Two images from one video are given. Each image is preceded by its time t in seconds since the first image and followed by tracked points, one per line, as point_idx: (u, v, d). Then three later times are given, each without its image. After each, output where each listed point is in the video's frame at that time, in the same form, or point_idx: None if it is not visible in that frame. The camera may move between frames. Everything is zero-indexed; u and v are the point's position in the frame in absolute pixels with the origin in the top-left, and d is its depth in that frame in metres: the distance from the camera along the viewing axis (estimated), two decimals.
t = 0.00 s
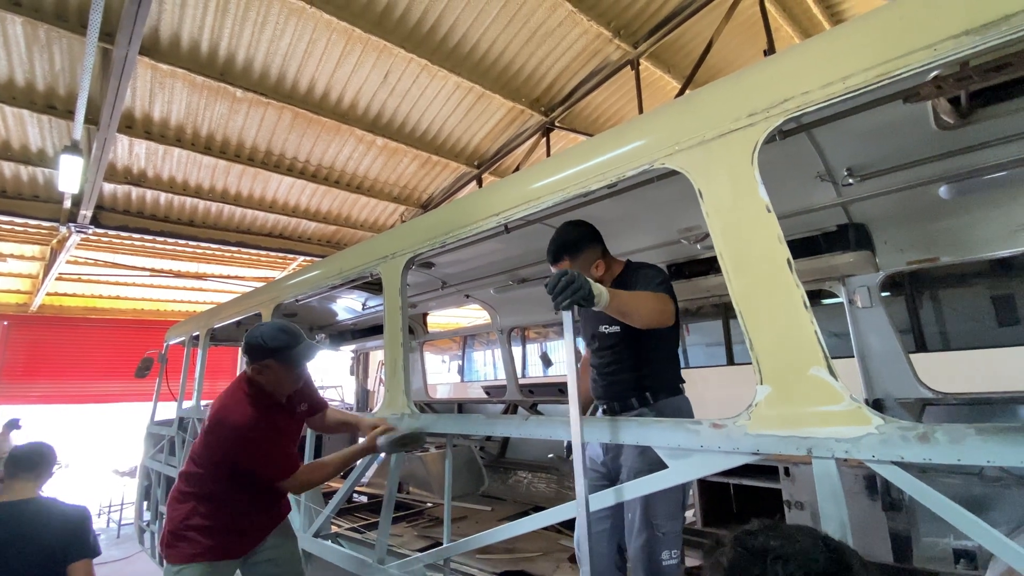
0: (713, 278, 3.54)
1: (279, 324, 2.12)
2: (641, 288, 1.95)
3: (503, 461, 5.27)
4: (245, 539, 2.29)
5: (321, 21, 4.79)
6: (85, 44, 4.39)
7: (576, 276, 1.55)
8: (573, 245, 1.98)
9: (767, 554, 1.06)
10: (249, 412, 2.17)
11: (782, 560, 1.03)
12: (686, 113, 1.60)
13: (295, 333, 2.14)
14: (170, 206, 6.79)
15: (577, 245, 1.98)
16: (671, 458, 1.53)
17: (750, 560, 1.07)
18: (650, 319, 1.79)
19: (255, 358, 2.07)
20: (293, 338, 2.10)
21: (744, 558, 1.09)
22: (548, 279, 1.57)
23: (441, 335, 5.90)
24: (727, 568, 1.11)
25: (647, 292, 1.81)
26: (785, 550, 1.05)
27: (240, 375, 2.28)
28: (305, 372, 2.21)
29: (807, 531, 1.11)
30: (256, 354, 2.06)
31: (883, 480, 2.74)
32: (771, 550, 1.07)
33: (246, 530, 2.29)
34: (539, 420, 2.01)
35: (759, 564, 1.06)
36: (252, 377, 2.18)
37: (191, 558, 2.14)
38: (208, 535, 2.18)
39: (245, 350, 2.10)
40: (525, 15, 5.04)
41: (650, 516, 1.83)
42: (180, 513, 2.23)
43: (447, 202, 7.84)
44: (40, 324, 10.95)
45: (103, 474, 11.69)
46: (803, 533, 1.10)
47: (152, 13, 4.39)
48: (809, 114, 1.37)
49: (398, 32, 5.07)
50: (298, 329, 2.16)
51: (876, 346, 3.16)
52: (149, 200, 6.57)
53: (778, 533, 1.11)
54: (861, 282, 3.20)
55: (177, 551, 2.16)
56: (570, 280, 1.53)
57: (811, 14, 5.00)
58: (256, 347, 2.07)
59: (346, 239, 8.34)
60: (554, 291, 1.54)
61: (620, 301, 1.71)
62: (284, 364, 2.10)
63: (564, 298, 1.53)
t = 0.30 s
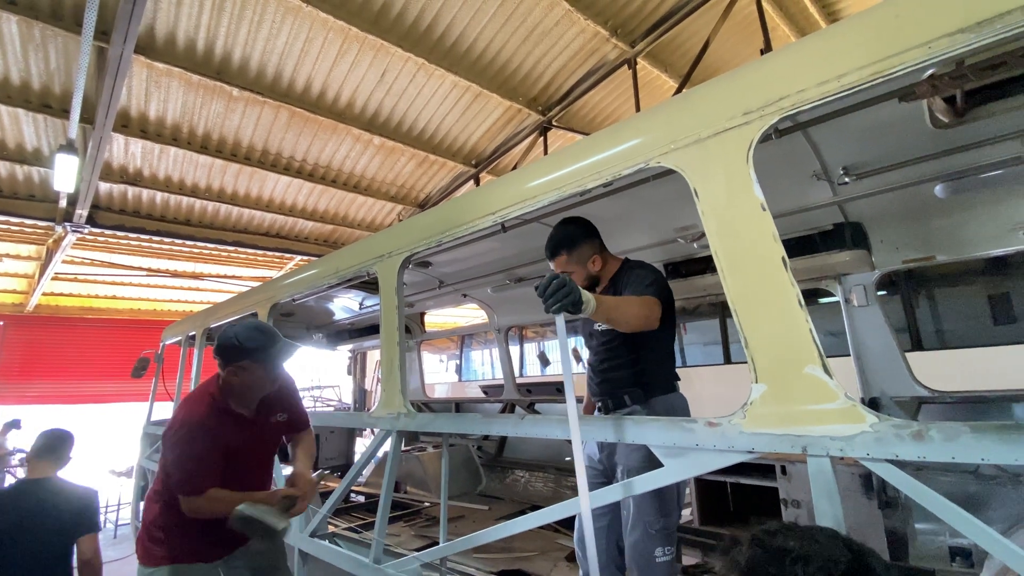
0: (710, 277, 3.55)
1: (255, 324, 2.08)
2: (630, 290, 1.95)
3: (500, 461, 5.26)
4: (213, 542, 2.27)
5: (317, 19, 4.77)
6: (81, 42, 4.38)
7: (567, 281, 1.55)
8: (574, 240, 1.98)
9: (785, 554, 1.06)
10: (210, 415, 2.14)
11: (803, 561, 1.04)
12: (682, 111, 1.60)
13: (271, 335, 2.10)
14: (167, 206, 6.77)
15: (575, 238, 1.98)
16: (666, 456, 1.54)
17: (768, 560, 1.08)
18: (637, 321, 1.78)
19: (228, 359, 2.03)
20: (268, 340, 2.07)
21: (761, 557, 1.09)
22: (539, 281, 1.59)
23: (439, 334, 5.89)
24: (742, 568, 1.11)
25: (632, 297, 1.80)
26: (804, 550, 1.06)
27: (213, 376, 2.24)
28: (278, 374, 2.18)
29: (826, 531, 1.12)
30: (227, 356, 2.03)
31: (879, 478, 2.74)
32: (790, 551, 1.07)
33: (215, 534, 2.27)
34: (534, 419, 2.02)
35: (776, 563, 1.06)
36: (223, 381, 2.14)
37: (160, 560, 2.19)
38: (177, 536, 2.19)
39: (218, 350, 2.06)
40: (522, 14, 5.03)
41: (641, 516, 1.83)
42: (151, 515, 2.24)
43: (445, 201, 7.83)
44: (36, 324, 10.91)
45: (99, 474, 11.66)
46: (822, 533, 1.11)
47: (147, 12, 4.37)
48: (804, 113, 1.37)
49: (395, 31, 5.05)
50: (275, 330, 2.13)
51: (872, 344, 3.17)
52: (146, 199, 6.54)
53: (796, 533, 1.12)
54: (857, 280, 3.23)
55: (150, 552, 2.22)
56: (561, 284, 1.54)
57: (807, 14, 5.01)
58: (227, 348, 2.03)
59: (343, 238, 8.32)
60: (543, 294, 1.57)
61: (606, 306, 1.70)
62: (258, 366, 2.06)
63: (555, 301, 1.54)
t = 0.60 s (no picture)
0: (709, 275, 3.54)
1: (245, 323, 2.06)
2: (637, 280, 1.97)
3: (499, 458, 5.26)
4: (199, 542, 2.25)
5: (316, 16, 4.75)
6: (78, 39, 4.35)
7: (598, 270, 1.53)
8: (573, 234, 1.97)
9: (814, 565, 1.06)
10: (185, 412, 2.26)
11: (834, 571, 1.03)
12: (682, 107, 1.59)
13: (260, 334, 2.08)
14: (165, 203, 6.75)
15: (577, 231, 1.97)
16: (664, 453, 1.54)
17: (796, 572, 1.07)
18: (655, 311, 1.81)
19: (216, 358, 2.01)
20: (255, 339, 2.04)
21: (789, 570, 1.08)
22: (569, 268, 1.56)
23: (438, 332, 5.89)
24: None
25: (648, 285, 1.82)
26: (831, 559, 1.06)
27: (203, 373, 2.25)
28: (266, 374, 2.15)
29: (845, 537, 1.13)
30: (218, 354, 2.00)
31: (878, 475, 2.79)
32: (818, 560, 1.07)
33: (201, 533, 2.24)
34: (532, 416, 2.02)
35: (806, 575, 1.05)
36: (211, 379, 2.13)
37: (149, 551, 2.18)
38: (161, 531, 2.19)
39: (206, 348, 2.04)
40: (521, 10, 5.01)
41: (641, 512, 1.82)
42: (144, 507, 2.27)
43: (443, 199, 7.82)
44: (35, 321, 10.89)
45: (98, 472, 11.66)
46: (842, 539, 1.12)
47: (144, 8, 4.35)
48: (804, 108, 1.36)
49: (393, 28, 5.04)
50: (264, 329, 2.10)
51: (871, 342, 3.11)
52: (144, 196, 6.52)
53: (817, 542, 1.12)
54: (856, 278, 3.13)
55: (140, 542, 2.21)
56: (593, 273, 1.52)
57: (807, 11, 5.00)
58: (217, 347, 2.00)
59: (342, 236, 8.31)
60: (574, 281, 1.53)
61: (630, 296, 1.71)
62: (246, 365, 2.04)
63: (587, 291, 1.52)
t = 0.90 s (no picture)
0: (709, 273, 3.54)
1: (268, 317, 2.09)
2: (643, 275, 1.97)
3: (499, 455, 5.25)
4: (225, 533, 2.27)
5: (315, 12, 4.73)
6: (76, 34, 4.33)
7: (608, 266, 1.53)
8: (576, 227, 1.96)
9: None
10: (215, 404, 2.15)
11: None
12: (682, 103, 1.58)
13: (283, 327, 2.11)
14: (164, 200, 6.73)
15: (578, 224, 1.96)
16: (664, 450, 1.54)
17: None
18: (664, 306, 1.82)
19: (242, 351, 2.05)
20: (281, 332, 2.08)
21: None
22: (577, 265, 1.54)
23: (437, 329, 5.88)
24: None
25: (653, 280, 1.82)
26: None
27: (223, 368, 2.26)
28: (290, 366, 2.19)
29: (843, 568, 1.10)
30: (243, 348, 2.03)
31: (877, 473, 2.74)
32: None
33: (229, 521, 2.28)
34: (532, 414, 2.01)
35: None
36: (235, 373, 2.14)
37: (178, 550, 2.12)
38: (194, 527, 2.17)
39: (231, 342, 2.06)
40: (521, 7, 4.99)
41: (646, 509, 1.82)
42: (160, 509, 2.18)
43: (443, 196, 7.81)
44: (34, 318, 10.88)
45: (98, 469, 11.67)
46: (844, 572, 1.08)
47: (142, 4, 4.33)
48: (805, 104, 1.35)
49: (393, 24, 5.02)
50: (287, 323, 2.14)
51: (872, 340, 3.14)
52: (143, 193, 6.51)
53: None
54: (856, 275, 3.16)
55: (163, 544, 2.13)
56: (603, 269, 1.51)
57: (808, 8, 4.98)
58: (243, 341, 2.03)
59: (341, 233, 8.30)
60: (584, 279, 1.52)
61: (638, 290, 1.71)
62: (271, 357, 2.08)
63: (596, 287, 1.51)
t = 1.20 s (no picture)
0: (710, 271, 3.54)
1: (266, 319, 2.12)
2: (646, 272, 1.96)
3: (499, 454, 5.25)
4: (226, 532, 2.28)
5: (316, 9, 4.73)
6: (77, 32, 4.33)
7: (613, 262, 1.53)
8: (579, 223, 1.95)
9: None
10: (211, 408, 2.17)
11: None
12: (686, 100, 1.58)
13: (282, 328, 2.14)
14: (165, 197, 6.74)
15: (581, 220, 1.95)
16: (667, 448, 1.53)
17: None
18: (667, 302, 1.81)
19: (241, 352, 2.06)
20: (279, 333, 2.10)
21: None
22: (582, 262, 1.54)
23: (438, 327, 5.88)
24: None
25: (657, 277, 1.81)
26: None
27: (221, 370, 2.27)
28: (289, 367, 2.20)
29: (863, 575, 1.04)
30: (240, 348, 2.05)
31: (878, 471, 2.77)
32: None
33: (228, 521, 2.29)
34: (534, 412, 2.00)
35: None
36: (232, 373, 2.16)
37: (175, 550, 2.13)
38: (192, 528, 2.17)
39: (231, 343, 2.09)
40: (523, 4, 4.98)
41: (647, 507, 1.81)
42: (158, 508, 2.21)
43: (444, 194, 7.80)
44: (36, 315, 10.91)
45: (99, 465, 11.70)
46: None
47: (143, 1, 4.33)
48: (809, 101, 1.35)
49: (394, 22, 5.01)
50: (285, 323, 2.17)
51: (873, 339, 3.13)
52: (144, 190, 6.51)
53: None
54: (858, 275, 3.15)
55: (161, 544, 2.14)
56: (608, 265, 1.51)
57: (811, 6, 4.96)
58: (240, 341, 2.06)
59: (342, 231, 8.30)
60: (589, 275, 1.51)
61: (642, 287, 1.70)
62: (271, 359, 2.10)
63: (600, 284, 1.51)
